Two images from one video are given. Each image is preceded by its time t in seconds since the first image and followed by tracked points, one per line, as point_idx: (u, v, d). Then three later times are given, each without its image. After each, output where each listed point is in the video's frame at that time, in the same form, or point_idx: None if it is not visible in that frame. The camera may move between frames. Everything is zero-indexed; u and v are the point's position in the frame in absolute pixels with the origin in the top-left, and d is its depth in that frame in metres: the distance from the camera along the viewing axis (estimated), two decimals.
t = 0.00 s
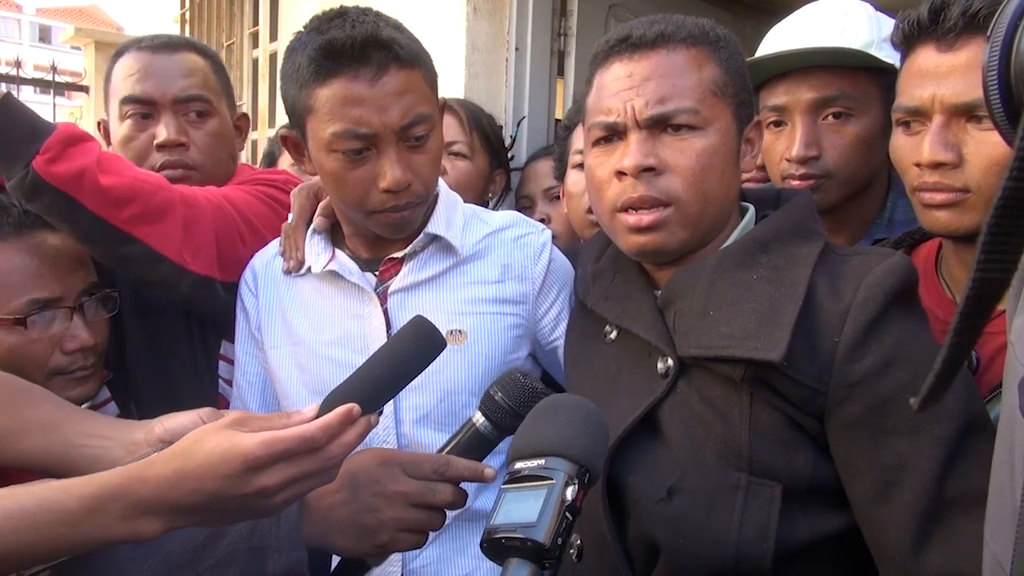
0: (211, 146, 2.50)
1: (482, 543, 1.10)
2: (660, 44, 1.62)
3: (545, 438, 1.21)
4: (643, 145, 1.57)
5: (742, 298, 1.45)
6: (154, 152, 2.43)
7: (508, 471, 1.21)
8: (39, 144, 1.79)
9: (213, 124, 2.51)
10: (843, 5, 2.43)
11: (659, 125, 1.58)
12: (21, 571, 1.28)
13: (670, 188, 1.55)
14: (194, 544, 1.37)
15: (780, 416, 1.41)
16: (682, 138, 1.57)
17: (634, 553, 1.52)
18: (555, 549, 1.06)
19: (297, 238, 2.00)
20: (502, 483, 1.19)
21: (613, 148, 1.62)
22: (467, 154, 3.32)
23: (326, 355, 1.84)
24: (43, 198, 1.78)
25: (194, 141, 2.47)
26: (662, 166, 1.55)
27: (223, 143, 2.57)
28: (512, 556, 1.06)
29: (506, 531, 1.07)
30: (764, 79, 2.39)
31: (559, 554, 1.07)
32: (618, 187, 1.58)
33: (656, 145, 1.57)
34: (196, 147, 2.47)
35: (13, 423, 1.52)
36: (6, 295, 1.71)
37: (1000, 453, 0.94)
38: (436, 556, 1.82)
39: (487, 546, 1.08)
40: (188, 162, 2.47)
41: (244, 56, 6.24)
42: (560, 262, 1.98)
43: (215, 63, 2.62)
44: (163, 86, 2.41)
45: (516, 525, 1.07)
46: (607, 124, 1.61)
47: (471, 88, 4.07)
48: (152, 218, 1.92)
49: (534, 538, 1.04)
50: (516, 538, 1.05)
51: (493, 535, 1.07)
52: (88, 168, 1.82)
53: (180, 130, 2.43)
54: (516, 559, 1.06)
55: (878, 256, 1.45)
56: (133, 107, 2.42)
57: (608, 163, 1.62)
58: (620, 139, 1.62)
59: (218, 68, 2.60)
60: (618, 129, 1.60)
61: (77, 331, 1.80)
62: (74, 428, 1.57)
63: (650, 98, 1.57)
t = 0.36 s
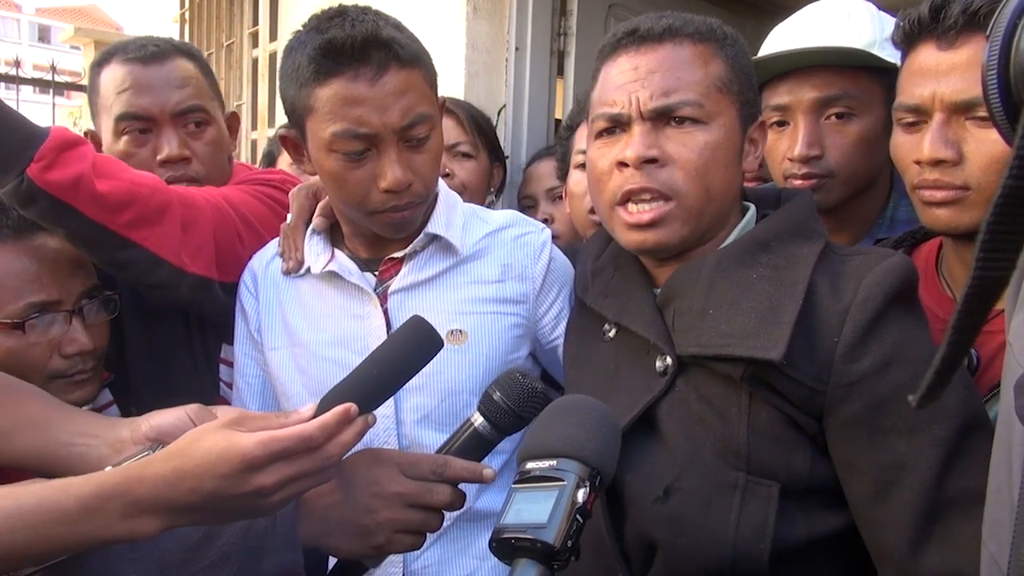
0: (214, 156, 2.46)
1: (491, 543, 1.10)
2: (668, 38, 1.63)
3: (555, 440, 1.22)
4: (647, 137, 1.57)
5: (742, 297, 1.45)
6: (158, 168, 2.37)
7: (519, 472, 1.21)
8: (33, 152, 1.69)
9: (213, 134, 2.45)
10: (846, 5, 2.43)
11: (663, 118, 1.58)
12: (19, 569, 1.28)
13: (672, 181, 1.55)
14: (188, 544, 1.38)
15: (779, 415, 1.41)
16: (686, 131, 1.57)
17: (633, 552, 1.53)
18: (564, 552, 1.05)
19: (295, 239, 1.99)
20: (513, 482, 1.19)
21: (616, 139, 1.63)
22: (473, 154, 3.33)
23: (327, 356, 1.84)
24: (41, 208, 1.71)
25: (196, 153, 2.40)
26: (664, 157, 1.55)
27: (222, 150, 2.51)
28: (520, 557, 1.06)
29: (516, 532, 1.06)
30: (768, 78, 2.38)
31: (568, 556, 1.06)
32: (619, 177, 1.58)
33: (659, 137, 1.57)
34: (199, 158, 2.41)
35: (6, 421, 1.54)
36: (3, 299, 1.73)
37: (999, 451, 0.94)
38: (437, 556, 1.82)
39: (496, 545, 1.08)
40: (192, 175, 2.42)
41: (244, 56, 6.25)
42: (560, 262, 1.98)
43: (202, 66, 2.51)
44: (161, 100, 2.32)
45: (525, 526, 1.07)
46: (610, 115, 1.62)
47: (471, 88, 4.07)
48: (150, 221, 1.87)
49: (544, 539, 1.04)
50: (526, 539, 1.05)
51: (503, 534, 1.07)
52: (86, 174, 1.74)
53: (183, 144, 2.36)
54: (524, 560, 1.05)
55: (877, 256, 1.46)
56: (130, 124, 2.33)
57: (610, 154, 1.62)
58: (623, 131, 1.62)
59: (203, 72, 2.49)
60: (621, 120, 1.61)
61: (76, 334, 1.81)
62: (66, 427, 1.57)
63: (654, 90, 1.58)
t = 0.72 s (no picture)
0: (249, 137, 2.61)
1: (479, 542, 1.09)
2: (672, 34, 1.62)
3: (543, 439, 1.21)
4: (638, 131, 1.57)
5: (742, 298, 1.45)
6: (200, 129, 2.47)
7: (506, 471, 1.21)
8: (31, 144, 1.66)
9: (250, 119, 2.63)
10: (851, 4, 2.43)
11: (656, 113, 1.57)
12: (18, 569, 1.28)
13: (656, 179, 1.55)
14: (190, 545, 1.38)
15: (779, 417, 1.41)
16: (677, 129, 1.56)
17: (630, 553, 1.52)
18: (551, 549, 1.06)
19: (294, 240, 1.99)
20: (501, 481, 1.19)
21: (613, 131, 1.64)
22: (473, 155, 3.32)
23: (326, 356, 1.84)
24: (40, 203, 1.70)
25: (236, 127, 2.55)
26: (652, 153, 1.55)
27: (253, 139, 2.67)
28: (508, 555, 1.06)
29: (503, 531, 1.06)
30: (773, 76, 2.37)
31: (556, 554, 1.07)
32: (610, 169, 1.59)
33: (650, 133, 1.57)
34: (239, 132, 2.56)
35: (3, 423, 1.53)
36: (5, 305, 1.71)
37: (998, 454, 0.94)
38: (437, 556, 1.82)
39: (484, 544, 1.08)
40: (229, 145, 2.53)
41: (244, 56, 6.25)
42: (559, 262, 1.98)
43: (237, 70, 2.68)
44: (217, 72, 2.52)
45: (514, 524, 1.07)
46: (608, 107, 1.63)
47: (472, 88, 4.07)
48: (150, 204, 1.87)
49: (531, 537, 1.04)
50: (513, 537, 1.05)
51: (491, 533, 1.07)
52: (84, 164, 1.74)
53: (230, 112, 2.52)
54: (512, 558, 1.05)
55: (878, 258, 1.45)
56: (184, 86, 2.47)
57: (606, 145, 1.63)
58: (619, 123, 1.63)
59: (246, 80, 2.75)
60: (616, 112, 1.62)
61: (76, 342, 1.79)
62: (62, 432, 1.57)
63: (650, 85, 1.57)
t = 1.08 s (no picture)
0: (215, 139, 2.51)
1: (484, 545, 1.09)
2: (659, 40, 1.61)
3: (546, 443, 1.21)
4: (634, 140, 1.57)
5: (742, 299, 1.45)
6: (157, 130, 2.46)
7: (510, 475, 1.20)
8: (22, 137, 1.70)
9: (222, 120, 2.53)
10: (849, 5, 2.43)
11: (650, 122, 1.57)
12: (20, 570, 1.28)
13: (658, 186, 1.55)
14: (195, 545, 1.40)
15: (780, 419, 1.40)
16: (675, 136, 1.56)
17: (631, 555, 1.52)
18: (556, 553, 1.06)
19: (295, 242, 1.98)
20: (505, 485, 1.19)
21: (609, 142, 1.63)
22: (472, 156, 3.31)
23: (325, 358, 1.84)
24: (33, 195, 1.71)
25: (197, 129, 2.48)
26: (650, 162, 1.55)
27: (232, 141, 2.56)
28: (512, 559, 1.06)
29: (507, 535, 1.06)
30: (774, 76, 2.37)
31: (559, 558, 1.07)
32: (609, 181, 1.59)
33: (647, 141, 1.57)
34: (199, 134, 2.48)
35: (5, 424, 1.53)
36: (7, 309, 1.69)
37: (1000, 455, 0.94)
38: (438, 557, 1.82)
39: (488, 548, 1.08)
40: (186, 146, 2.46)
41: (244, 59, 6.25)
42: (559, 263, 1.98)
43: (245, 75, 2.69)
44: (182, 73, 2.48)
45: (517, 528, 1.06)
46: (603, 119, 1.62)
47: (472, 89, 4.07)
48: (143, 202, 1.88)
49: (536, 541, 1.04)
50: (518, 541, 1.05)
51: (495, 537, 1.07)
52: (76, 159, 1.75)
53: (186, 113, 2.45)
54: (516, 561, 1.06)
55: (878, 258, 1.45)
56: (152, 90, 2.51)
57: (603, 157, 1.63)
58: (616, 135, 1.62)
59: (240, 75, 2.64)
60: (612, 124, 1.61)
61: (77, 345, 1.79)
62: (68, 433, 1.57)
63: (643, 94, 1.57)
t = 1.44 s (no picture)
0: (198, 140, 2.49)
1: (495, 555, 1.09)
2: (649, 35, 1.63)
3: (558, 452, 1.21)
4: (626, 130, 1.57)
5: (738, 300, 1.44)
6: (142, 132, 2.47)
7: (523, 483, 1.20)
8: (10, 141, 1.69)
9: (208, 122, 2.51)
10: (841, 5, 2.42)
11: (642, 111, 1.57)
12: None
13: (651, 174, 1.54)
14: (201, 550, 1.41)
15: (778, 421, 1.40)
16: (666, 123, 1.56)
17: (630, 558, 1.52)
18: (567, 562, 1.05)
19: (291, 245, 1.98)
20: (517, 494, 1.18)
21: (600, 136, 1.62)
22: (470, 159, 3.31)
23: (323, 362, 1.83)
24: (22, 199, 1.70)
25: (181, 131, 2.47)
26: (643, 150, 1.54)
27: (218, 144, 2.54)
28: (523, 568, 1.05)
29: (518, 543, 1.06)
30: (767, 79, 2.38)
31: (570, 567, 1.06)
32: (601, 172, 1.58)
33: (639, 130, 1.57)
34: (182, 136, 2.47)
35: (9, 430, 1.53)
36: (5, 315, 1.70)
37: (999, 456, 0.93)
38: (439, 561, 1.82)
39: (499, 556, 1.07)
40: (168, 147, 2.46)
41: (244, 63, 6.26)
42: (557, 266, 1.97)
43: (241, 80, 2.69)
44: (169, 76, 2.49)
45: (528, 537, 1.06)
46: (594, 112, 1.62)
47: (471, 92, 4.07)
48: (134, 206, 1.86)
49: (546, 550, 1.03)
50: (529, 549, 1.04)
51: (507, 545, 1.07)
52: (66, 162, 1.74)
53: (169, 115, 2.45)
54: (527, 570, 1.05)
55: (876, 258, 1.44)
56: (142, 94, 2.54)
57: (594, 150, 1.62)
58: (607, 127, 1.62)
59: (235, 80, 2.63)
60: (604, 116, 1.61)
61: (77, 350, 1.79)
62: (74, 434, 1.58)
63: (634, 84, 1.58)
